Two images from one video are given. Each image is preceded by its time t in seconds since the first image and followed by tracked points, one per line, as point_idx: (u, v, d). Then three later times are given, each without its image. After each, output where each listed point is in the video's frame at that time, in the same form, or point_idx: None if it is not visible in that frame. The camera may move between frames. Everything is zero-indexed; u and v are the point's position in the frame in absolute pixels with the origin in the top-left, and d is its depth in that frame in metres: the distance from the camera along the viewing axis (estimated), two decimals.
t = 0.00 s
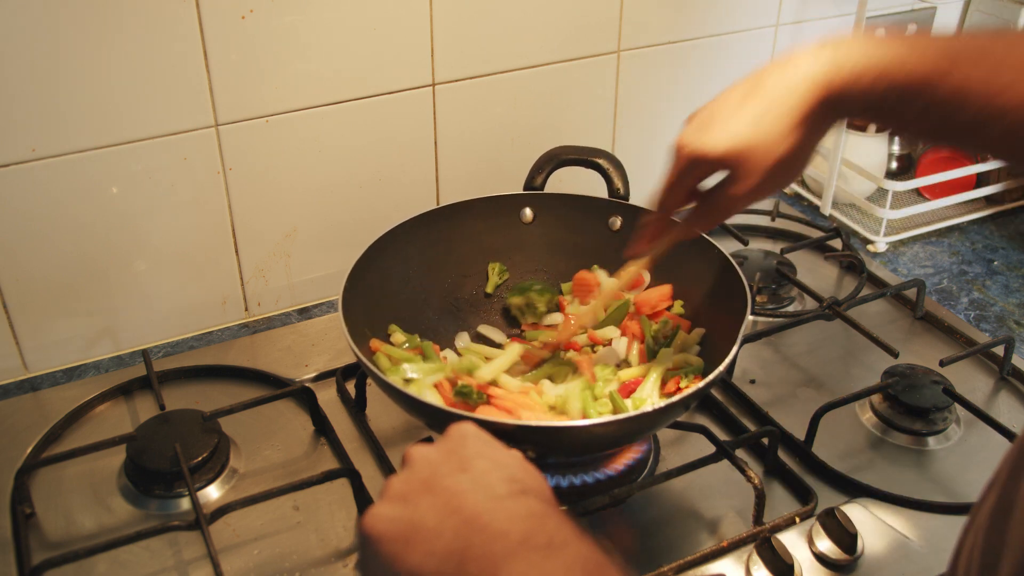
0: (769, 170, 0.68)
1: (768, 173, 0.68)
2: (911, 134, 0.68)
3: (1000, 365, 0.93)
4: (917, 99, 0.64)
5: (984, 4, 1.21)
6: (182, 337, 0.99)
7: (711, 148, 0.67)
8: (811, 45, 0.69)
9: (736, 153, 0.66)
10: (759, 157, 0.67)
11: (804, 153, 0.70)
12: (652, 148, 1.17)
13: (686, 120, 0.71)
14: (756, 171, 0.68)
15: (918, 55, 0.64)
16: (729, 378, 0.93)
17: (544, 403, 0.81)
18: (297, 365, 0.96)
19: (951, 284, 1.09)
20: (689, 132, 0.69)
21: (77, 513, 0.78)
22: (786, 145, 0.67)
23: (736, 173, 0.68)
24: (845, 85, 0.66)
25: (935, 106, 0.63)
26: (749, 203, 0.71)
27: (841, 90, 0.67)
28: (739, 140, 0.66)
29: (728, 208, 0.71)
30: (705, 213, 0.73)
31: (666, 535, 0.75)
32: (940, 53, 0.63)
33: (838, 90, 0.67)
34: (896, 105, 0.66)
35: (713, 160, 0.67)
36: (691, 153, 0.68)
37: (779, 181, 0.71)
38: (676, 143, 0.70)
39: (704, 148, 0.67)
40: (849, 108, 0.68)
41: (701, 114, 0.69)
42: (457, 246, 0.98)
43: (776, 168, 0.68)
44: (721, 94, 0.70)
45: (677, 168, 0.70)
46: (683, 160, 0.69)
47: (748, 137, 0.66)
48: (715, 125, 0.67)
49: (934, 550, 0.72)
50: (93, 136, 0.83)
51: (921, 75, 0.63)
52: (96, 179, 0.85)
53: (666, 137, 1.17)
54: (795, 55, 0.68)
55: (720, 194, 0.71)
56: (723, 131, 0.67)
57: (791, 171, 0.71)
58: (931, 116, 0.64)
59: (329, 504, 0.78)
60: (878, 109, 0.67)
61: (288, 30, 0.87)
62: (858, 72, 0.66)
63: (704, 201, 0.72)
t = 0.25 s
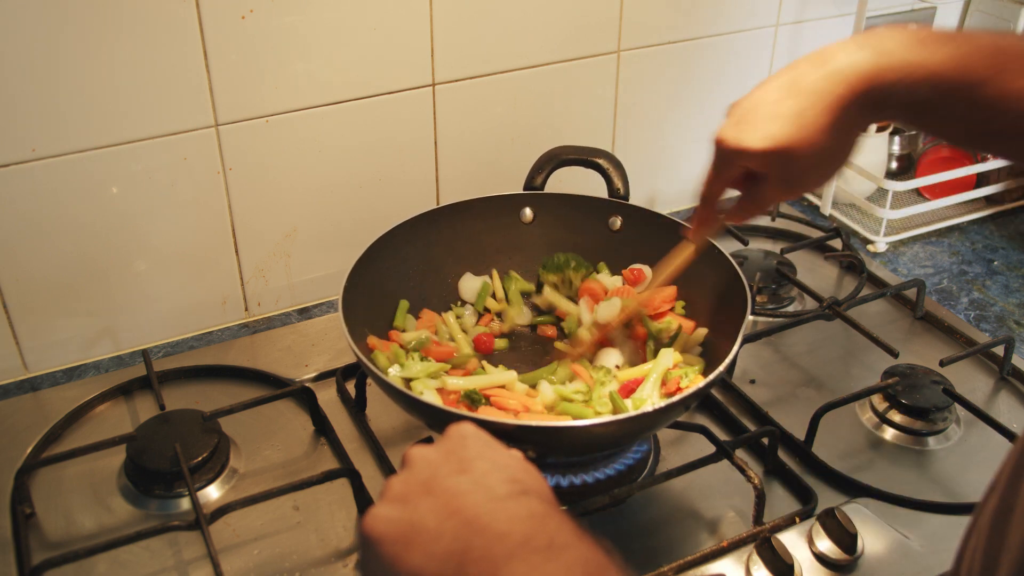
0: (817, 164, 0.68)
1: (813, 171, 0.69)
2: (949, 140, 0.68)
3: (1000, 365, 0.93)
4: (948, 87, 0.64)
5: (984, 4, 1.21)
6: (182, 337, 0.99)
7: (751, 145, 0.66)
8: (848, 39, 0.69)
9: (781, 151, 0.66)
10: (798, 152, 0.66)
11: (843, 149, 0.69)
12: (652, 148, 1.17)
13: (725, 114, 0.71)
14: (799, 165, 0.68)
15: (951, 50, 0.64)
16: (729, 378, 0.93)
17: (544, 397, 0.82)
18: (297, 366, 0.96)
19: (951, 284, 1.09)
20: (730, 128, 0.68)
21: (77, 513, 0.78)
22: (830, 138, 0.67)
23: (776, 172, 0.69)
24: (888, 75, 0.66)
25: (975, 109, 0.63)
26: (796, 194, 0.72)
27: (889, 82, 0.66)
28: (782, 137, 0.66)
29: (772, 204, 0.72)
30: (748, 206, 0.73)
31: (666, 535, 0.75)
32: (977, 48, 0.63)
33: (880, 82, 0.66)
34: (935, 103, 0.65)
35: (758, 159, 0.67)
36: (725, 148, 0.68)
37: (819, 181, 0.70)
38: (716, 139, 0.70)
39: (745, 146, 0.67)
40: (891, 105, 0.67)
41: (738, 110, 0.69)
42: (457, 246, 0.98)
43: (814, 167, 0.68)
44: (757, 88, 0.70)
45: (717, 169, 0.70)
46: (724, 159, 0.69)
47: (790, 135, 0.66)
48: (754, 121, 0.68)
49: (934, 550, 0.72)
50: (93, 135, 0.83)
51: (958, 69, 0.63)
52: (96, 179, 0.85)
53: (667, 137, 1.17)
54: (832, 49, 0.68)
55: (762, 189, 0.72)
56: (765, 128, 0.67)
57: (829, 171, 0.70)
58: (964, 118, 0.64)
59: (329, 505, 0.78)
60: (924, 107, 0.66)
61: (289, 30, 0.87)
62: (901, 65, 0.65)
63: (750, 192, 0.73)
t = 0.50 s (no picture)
0: (776, 176, 0.69)
1: (772, 180, 0.69)
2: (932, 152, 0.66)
3: (1000, 366, 0.93)
4: (915, 112, 0.64)
5: (984, 4, 1.21)
6: (182, 337, 0.99)
7: (716, 146, 0.70)
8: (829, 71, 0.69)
9: (739, 156, 0.69)
10: (761, 163, 0.68)
11: (810, 165, 0.70)
12: (651, 148, 1.17)
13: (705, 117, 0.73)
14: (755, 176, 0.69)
15: (928, 79, 0.63)
16: (729, 377, 0.93)
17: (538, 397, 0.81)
18: (297, 366, 0.96)
19: (951, 284, 1.09)
20: (704, 126, 0.72)
21: (77, 513, 0.78)
22: (790, 152, 0.68)
23: (736, 175, 0.70)
24: (858, 102, 0.66)
25: (940, 124, 0.62)
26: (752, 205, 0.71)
27: (851, 110, 0.66)
28: (742, 143, 0.69)
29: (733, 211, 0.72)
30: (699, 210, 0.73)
31: (666, 535, 0.75)
32: (943, 79, 0.62)
33: (850, 108, 0.66)
34: (902, 125, 0.65)
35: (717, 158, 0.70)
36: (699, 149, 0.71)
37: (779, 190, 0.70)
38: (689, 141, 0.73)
39: (710, 146, 0.70)
40: (859, 125, 0.67)
41: (715, 113, 0.73)
42: (457, 246, 0.98)
43: (772, 179, 0.69)
44: (741, 101, 0.73)
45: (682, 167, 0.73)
46: (689, 157, 0.72)
47: (751, 143, 0.68)
48: (723, 126, 0.71)
49: (934, 550, 0.72)
50: (93, 135, 0.83)
51: (928, 92, 0.63)
52: (96, 179, 0.85)
53: (667, 137, 1.17)
54: (812, 81, 0.69)
55: (717, 197, 0.71)
56: (734, 132, 0.70)
57: (790, 181, 0.70)
58: (932, 130, 0.63)
59: (329, 504, 0.78)
60: (892, 129, 0.66)
61: (289, 30, 0.87)
62: (869, 93, 0.65)
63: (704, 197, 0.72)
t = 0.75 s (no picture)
0: (811, 158, 0.76)
1: (807, 158, 0.76)
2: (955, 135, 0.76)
3: (1000, 366, 0.93)
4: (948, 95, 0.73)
5: (984, 3, 1.21)
6: (182, 337, 0.99)
7: (754, 115, 0.76)
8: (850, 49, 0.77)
9: (775, 127, 0.75)
10: (797, 138, 0.75)
11: (841, 148, 0.77)
12: (651, 148, 1.17)
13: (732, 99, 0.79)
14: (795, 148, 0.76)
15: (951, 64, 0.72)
16: (728, 378, 0.93)
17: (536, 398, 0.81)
18: (297, 366, 0.96)
19: (951, 284, 1.09)
20: (737, 102, 0.77)
21: (77, 513, 0.78)
22: (824, 126, 0.75)
23: (773, 146, 0.76)
24: (889, 75, 0.74)
25: (976, 101, 0.72)
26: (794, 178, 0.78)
27: (881, 83, 0.74)
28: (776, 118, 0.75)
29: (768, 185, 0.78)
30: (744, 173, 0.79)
31: (665, 535, 0.75)
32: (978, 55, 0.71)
33: (878, 81, 0.74)
34: (941, 98, 0.74)
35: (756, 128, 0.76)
36: (736, 124, 0.76)
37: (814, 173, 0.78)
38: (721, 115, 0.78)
39: (747, 114, 0.76)
40: (889, 104, 0.76)
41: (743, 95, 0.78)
42: (457, 246, 0.98)
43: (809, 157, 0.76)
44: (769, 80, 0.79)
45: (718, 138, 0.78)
46: (728, 129, 0.77)
47: (790, 115, 0.75)
48: (758, 103, 0.76)
49: (934, 550, 0.72)
50: (93, 135, 0.83)
51: (953, 72, 0.72)
52: (96, 179, 0.85)
53: (667, 137, 1.17)
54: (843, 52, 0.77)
55: (756, 163, 0.78)
56: (767, 105, 0.76)
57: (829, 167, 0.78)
58: (970, 109, 0.73)
59: (329, 505, 0.78)
60: (922, 101, 0.75)
61: (289, 29, 0.87)
62: (908, 61, 0.74)
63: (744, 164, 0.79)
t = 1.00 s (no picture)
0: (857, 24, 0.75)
1: (863, 28, 0.75)
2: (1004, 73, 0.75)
3: (1000, 366, 0.93)
4: None
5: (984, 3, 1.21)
6: (183, 337, 0.99)
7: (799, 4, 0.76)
8: None
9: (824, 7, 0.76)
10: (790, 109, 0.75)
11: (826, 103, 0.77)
12: (651, 148, 1.17)
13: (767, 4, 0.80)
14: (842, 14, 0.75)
15: None
16: (729, 378, 0.93)
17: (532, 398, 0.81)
18: (297, 366, 0.96)
19: (951, 284, 1.09)
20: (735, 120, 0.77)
21: (77, 513, 0.78)
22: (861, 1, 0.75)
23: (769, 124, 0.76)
24: None
25: None
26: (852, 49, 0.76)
27: None
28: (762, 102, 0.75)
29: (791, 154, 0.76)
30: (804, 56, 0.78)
31: (665, 535, 0.75)
32: None
33: None
34: None
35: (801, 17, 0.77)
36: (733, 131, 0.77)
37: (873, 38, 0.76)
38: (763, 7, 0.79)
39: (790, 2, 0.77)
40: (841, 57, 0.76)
41: None
42: (457, 246, 0.98)
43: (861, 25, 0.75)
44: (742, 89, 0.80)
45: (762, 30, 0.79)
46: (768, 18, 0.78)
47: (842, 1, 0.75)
48: None
49: (934, 551, 0.72)
50: (93, 135, 0.83)
51: None
52: (96, 179, 0.85)
53: (667, 137, 1.17)
54: None
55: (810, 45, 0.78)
56: None
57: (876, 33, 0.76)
58: None
59: (329, 505, 0.78)
60: None
61: (289, 29, 0.87)
62: None
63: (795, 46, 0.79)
